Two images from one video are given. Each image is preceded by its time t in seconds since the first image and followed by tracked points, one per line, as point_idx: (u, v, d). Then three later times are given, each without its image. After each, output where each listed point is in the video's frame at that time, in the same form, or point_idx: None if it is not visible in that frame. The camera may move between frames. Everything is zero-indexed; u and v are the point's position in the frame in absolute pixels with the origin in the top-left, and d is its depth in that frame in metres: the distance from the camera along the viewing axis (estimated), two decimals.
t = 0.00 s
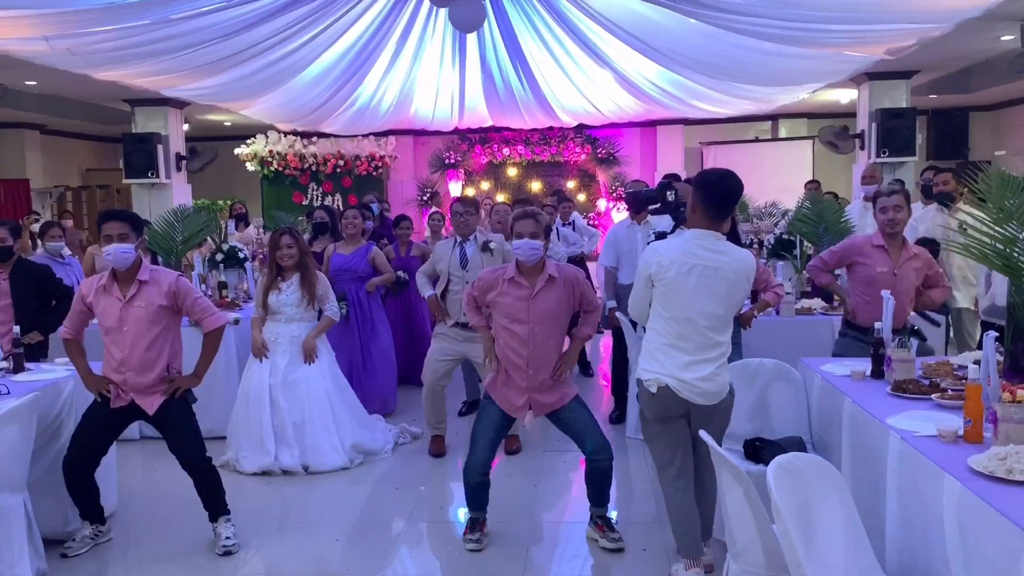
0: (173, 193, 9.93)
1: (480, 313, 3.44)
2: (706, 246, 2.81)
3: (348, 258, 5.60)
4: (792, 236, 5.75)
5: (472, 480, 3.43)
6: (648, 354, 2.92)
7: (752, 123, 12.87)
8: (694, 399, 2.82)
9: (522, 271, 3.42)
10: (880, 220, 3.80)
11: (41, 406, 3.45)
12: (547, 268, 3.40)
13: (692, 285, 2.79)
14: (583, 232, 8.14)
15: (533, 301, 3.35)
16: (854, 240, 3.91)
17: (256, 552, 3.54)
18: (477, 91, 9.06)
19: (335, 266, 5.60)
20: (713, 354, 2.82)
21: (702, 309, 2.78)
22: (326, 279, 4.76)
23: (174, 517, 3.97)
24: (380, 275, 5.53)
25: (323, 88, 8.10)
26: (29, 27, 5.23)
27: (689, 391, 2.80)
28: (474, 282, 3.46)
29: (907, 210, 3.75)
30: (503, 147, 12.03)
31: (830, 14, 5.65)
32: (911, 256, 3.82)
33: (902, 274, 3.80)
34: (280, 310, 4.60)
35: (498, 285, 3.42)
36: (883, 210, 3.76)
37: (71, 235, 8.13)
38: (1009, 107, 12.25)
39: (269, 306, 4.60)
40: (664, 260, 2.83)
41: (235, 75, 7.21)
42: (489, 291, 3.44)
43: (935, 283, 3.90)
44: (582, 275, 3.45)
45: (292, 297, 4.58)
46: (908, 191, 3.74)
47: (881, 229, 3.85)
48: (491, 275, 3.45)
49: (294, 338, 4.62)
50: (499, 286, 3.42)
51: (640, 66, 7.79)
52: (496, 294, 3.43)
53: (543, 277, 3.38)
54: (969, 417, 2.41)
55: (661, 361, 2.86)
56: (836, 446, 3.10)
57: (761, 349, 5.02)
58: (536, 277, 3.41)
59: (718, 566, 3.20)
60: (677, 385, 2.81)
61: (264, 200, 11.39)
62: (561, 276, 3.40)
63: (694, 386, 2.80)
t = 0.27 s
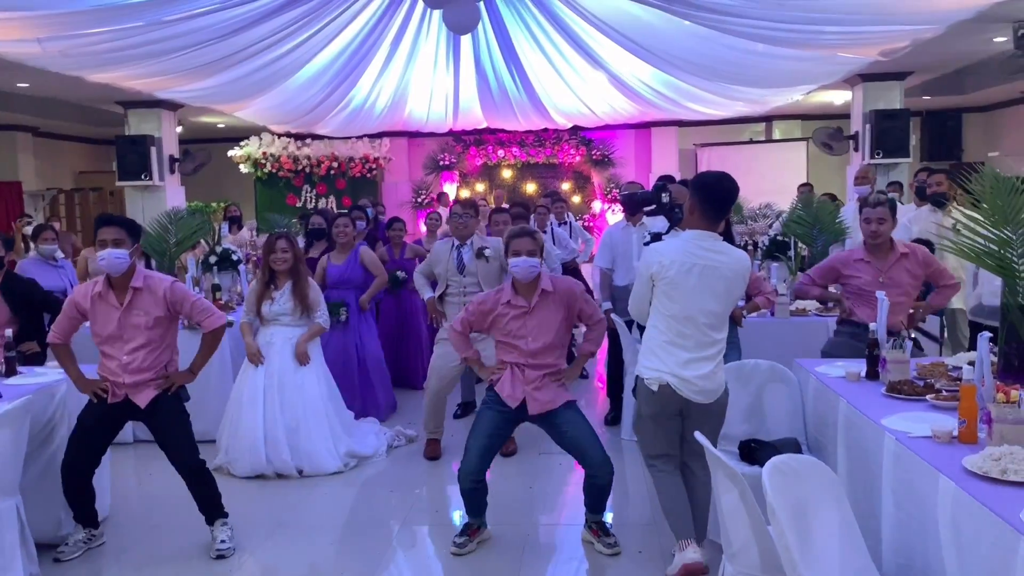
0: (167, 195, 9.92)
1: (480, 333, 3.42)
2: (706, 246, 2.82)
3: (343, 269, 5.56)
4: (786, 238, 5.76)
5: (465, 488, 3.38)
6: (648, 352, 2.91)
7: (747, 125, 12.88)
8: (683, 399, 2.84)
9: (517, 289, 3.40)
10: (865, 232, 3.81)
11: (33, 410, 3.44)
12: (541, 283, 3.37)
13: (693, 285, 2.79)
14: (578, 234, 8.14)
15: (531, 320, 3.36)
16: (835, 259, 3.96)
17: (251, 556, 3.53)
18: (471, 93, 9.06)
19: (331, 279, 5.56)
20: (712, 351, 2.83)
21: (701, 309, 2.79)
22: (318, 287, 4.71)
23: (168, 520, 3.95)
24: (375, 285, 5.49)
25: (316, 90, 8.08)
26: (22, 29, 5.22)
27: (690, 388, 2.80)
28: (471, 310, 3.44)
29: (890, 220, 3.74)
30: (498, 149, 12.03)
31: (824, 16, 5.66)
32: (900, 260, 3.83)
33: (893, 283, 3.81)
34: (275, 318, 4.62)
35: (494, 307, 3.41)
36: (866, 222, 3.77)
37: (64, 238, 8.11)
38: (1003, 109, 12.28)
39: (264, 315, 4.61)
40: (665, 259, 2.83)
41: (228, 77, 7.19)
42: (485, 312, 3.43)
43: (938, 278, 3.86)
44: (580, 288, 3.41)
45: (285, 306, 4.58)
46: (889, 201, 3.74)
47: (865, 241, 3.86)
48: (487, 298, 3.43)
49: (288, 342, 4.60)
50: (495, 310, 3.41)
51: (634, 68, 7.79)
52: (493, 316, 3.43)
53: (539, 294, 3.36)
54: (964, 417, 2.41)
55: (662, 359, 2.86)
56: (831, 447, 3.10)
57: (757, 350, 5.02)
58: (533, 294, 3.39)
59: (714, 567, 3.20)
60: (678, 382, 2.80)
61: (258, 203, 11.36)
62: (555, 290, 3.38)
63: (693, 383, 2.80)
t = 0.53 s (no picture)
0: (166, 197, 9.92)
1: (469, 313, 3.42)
2: (706, 247, 2.84)
3: (338, 268, 5.55)
4: (785, 239, 5.77)
5: (464, 477, 3.40)
6: (650, 352, 2.91)
7: (746, 126, 12.89)
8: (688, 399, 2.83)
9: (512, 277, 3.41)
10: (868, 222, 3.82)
11: (33, 410, 3.44)
12: (539, 277, 3.38)
13: (694, 286, 2.81)
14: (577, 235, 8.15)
15: (524, 310, 3.36)
16: (838, 239, 3.94)
17: (251, 556, 3.54)
18: (470, 94, 9.06)
19: (327, 275, 5.54)
20: (713, 351, 2.85)
21: (702, 309, 2.80)
22: (316, 284, 4.69)
23: (168, 521, 3.96)
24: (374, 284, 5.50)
25: (316, 91, 8.09)
26: (21, 30, 5.22)
27: (694, 387, 2.80)
28: (463, 293, 3.44)
29: (892, 211, 3.77)
30: (497, 150, 12.06)
31: (822, 17, 5.67)
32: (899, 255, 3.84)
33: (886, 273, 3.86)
34: (268, 312, 4.61)
35: (487, 292, 3.41)
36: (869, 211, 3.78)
37: (63, 238, 8.12)
38: (1002, 109, 12.28)
39: (258, 307, 4.61)
40: (666, 260, 2.84)
41: (228, 78, 7.20)
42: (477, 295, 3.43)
43: (937, 276, 3.85)
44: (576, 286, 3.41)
45: (279, 299, 4.56)
46: (893, 192, 3.76)
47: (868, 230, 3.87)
48: (480, 282, 3.43)
49: (287, 341, 4.60)
50: (488, 294, 3.41)
51: (633, 69, 7.80)
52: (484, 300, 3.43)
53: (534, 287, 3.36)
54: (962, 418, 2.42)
55: (665, 359, 2.85)
56: (830, 447, 3.10)
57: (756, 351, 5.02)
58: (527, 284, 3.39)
59: (714, 567, 3.20)
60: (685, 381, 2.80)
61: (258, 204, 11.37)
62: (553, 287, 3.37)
63: (699, 383, 2.80)
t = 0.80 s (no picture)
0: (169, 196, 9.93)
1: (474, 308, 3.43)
2: (711, 246, 2.84)
3: (346, 264, 5.57)
4: (788, 238, 5.76)
5: (466, 475, 3.40)
6: (660, 353, 2.90)
7: (748, 126, 12.88)
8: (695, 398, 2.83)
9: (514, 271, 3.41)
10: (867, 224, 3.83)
11: (38, 410, 3.44)
12: (540, 269, 3.38)
13: (702, 285, 2.81)
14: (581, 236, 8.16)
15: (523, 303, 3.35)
16: (841, 244, 3.95)
17: (255, 556, 3.54)
18: (473, 94, 9.06)
19: (334, 271, 5.56)
20: (723, 349, 2.86)
21: (709, 308, 2.81)
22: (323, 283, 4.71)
23: (172, 520, 3.96)
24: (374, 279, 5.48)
25: (319, 91, 8.09)
26: (25, 30, 5.22)
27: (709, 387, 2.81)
28: (466, 287, 3.45)
29: (893, 211, 3.77)
30: (500, 149, 12.07)
31: (826, 16, 5.66)
32: (903, 254, 3.82)
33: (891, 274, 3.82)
34: (273, 312, 4.58)
35: (488, 285, 3.42)
36: (869, 213, 3.79)
37: (67, 238, 8.13)
38: (1005, 109, 12.27)
39: (262, 308, 4.58)
40: (673, 260, 2.84)
41: (231, 78, 7.20)
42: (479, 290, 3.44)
43: (938, 279, 3.89)
44: (576, 277, 3.43)
45: (285, 298, 4.55)
46: (894, 193, 3.77)
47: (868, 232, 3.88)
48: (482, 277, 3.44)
49: (292, 343, 4.60)
50: (490, 288, 3.41)
51: (636, 69, 7.80)
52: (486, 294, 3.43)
53: (536, 279, 3.36)
54: (967, 417, 2.41)
55: (677, 359, 2.84)
56: (833, 448, 3.10)
57: (759, 351, 5.02)
58: (529, 277, 3.39)
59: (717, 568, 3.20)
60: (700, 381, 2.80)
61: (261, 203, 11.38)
62: (554, 278, 3.39)
63: (712, 382, 2.81)
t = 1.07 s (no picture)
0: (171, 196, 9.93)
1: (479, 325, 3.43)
2: (713, 244, 2.82)
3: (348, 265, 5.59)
4: (790, 237, 5.75)
5: (466, 479, 3.41)
6: (669, 356, 2.89)
7: (750, 125, 12.87)
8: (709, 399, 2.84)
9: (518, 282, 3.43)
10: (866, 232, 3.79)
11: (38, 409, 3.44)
12: (543, 276, 3.37)
13: (707, 286, 2.80)
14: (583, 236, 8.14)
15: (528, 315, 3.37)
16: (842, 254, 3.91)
17: (255, 555, 3.54)
18: (475, 93, 9.06)
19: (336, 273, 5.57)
20: (733, 348, 2.87)
21: (715, 308, 2.81)
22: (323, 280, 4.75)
23: (173, 519, 3.96)
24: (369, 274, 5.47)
25: (320, 90, 8.09)
26: (27, 29, 5.23)
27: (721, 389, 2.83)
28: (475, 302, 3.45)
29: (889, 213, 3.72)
30: (502, 148, 12.06)
31: (827, 15, 5.65)
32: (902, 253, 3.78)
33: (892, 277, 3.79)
34: (280, 317, 4.62)
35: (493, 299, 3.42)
36: (867, 221, 3.75)
37: (68, 237, 8.13)
38: (1008, 108, 12.25)
39: (269, 313, 4.62)
40: (678, 263, 2.82)
41: (233, 77, 7.20)
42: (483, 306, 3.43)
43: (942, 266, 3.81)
44: (582, 283, 3.38)
45: (291, 304, 4.58)
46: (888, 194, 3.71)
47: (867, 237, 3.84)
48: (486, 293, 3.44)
49: (297, 343, 4.62)
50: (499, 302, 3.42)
51: (638, 68, 7.79)
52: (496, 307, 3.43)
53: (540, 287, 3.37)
54: (967, 417, 2.40)
55: (688, 361, 2.84)
56: (834, 447, 3.09)
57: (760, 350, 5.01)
58: (534, 287, 3.39)
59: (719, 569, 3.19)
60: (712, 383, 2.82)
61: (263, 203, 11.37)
62: (557, 285, 3.37)
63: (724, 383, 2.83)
